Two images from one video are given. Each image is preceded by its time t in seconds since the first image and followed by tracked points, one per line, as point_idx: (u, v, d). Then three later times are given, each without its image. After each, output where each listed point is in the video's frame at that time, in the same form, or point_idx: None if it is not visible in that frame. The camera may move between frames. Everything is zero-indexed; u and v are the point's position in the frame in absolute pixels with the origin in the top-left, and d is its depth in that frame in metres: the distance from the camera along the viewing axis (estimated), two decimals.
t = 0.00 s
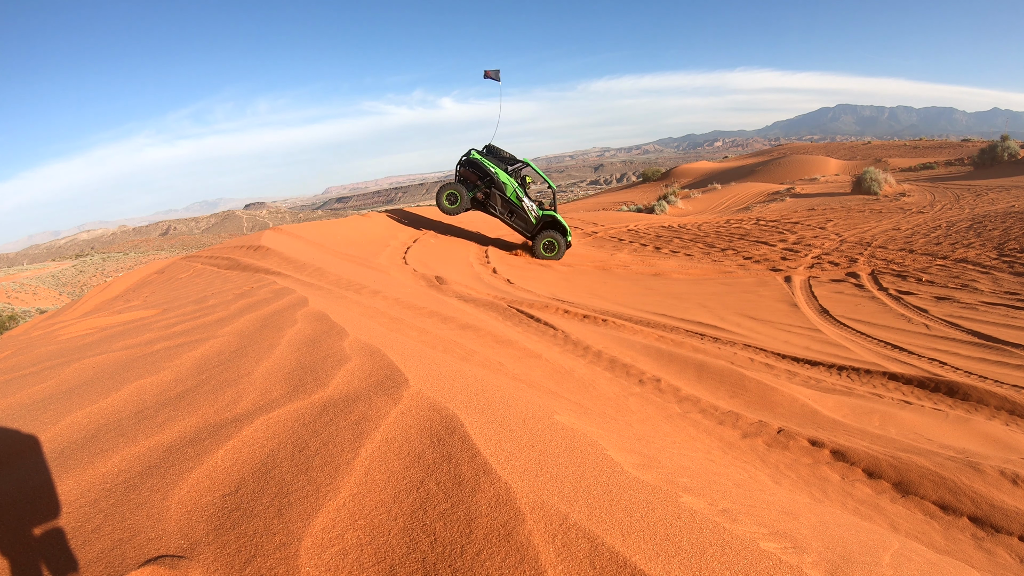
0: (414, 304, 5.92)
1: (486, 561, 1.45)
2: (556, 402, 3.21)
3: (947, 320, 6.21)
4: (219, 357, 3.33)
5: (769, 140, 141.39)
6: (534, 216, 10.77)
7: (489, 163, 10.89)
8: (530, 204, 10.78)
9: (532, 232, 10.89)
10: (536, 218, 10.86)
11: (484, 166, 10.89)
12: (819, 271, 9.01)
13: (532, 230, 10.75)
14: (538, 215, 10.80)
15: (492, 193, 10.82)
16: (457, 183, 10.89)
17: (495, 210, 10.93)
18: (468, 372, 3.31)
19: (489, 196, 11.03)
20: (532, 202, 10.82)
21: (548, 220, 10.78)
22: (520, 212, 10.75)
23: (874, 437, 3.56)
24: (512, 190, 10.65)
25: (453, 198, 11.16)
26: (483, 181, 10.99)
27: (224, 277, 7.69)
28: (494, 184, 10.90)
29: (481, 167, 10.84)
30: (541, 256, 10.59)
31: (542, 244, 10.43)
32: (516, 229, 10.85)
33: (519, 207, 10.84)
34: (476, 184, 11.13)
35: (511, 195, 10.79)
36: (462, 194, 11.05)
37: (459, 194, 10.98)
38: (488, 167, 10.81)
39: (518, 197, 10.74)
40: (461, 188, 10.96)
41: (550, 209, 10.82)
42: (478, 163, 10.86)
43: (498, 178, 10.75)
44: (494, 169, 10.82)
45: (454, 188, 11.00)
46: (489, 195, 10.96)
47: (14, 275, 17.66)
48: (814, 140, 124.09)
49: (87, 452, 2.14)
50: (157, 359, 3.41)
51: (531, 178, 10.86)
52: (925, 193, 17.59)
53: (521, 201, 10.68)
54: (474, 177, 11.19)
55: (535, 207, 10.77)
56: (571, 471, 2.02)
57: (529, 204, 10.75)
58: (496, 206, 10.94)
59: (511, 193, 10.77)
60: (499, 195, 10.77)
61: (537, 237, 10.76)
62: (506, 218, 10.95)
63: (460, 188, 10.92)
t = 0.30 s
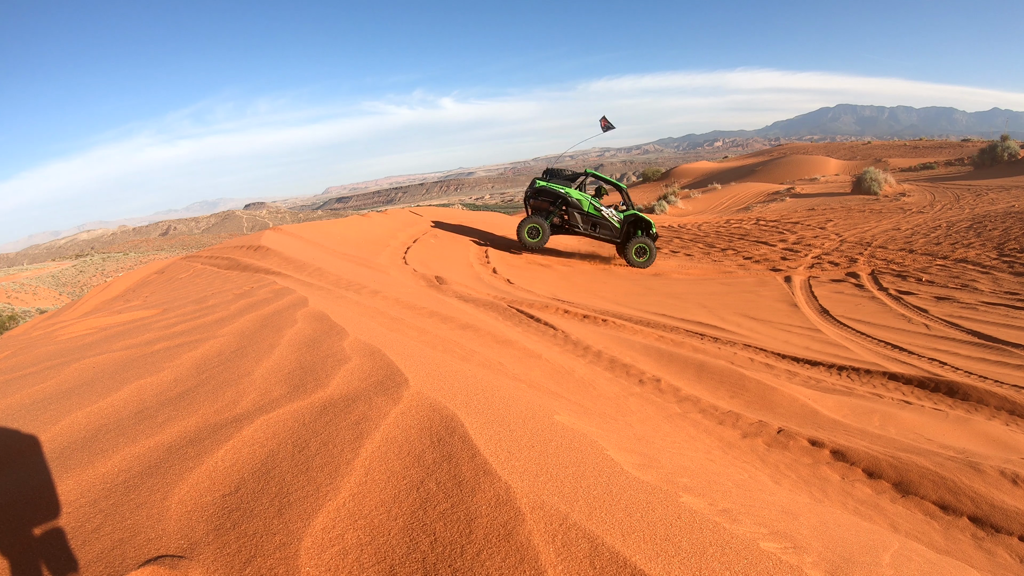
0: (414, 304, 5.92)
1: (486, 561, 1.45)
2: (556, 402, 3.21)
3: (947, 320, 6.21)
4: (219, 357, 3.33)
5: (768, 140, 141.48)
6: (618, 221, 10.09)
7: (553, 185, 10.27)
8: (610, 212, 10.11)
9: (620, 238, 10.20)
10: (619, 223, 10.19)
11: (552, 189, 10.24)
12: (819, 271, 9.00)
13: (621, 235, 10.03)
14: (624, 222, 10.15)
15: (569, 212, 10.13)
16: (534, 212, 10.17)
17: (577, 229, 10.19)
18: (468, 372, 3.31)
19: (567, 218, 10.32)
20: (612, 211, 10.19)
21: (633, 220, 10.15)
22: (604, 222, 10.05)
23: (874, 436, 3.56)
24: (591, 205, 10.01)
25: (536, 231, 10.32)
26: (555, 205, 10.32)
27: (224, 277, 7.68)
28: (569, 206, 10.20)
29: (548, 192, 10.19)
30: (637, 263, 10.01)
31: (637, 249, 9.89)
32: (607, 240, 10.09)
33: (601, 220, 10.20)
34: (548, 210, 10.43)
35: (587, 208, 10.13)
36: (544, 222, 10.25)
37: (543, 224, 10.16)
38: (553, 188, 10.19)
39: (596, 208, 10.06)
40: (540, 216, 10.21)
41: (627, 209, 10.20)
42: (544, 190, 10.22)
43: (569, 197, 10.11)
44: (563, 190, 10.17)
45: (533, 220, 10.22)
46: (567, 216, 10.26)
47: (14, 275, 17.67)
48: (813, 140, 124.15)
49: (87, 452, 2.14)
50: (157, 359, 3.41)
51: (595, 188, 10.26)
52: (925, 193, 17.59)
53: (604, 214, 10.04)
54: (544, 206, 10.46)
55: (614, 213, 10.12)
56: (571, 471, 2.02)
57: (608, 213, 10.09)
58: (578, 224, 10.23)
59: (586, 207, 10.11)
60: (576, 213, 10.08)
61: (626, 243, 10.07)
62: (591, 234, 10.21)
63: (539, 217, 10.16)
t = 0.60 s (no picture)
0: (414, 304, 5.92)
1: (486, 561, 1.45)
2: (556, 401, 3.21)
3: (947, 320, 6.21)
4: (219, 357, 3.33)
5: (768, 140, 141.45)
6: (700, 235, 9.69)
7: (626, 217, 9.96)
8: (690, 229, 9.74)
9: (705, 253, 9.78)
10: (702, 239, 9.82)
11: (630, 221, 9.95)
12: (819, 271, 9.01)
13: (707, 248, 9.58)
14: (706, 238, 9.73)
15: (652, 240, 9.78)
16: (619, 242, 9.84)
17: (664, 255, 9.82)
18: (468, 372, 3.31)
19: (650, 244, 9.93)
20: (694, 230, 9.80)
21: (714, 229, 9.70)
22: (690, 240, 9.65)
23: (874, 436, 3.56)
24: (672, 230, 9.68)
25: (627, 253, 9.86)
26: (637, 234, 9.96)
27: (224, 277, 7.69)
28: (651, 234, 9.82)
29: (625, 226, 9.89)
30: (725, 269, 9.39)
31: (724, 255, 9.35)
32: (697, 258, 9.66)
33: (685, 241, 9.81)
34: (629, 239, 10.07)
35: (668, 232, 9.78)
36: (632, 246, 9.84)
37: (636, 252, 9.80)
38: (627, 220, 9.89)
39: (677, 229, 9.70)
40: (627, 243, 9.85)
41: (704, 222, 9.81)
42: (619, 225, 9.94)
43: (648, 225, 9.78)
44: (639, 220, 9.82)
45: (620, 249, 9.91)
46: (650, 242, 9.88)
47: (14, 275, 17.67)
48: (813, 140, 124.17)
49: (87, 451, 2.15)
50: (158, 359, 3.41)
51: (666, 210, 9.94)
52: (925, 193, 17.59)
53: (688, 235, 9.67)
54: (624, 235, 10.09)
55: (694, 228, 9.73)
56: (571, 471, 2.02)
57: (689, 231, 9.70)
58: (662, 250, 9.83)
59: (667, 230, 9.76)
60: (659, 238, 9.72)
61: (712, 253, 9.60)
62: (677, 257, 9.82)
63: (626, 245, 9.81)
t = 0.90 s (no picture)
0: (414, 304, 5.92)
1: (486, 561, 1.45)
2: (556, 401, 3.21)
3: (947, 320, 6.21)
4: (219, 357, 3.33)
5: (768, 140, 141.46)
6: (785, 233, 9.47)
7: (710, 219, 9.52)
8: (775, 228, 9.50)
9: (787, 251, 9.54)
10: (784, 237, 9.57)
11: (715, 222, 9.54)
12: (819, 271, 9.00)
13: (791, 245, 9.33)
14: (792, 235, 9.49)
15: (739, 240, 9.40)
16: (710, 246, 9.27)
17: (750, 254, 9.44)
18: (467, 372, 3.31)
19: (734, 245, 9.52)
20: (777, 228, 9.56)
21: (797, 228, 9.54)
22: (775, 239, 9.39)
23: (874, 437, 3.56)
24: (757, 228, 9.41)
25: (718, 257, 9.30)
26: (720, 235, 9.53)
27: (224, 277, 7.69)
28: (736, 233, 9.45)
29: (711, 227, 9.43)
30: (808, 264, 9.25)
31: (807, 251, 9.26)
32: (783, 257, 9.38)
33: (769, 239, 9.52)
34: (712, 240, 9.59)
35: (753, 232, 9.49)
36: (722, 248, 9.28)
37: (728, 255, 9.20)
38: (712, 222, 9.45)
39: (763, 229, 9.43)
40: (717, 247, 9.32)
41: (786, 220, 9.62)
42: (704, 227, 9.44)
43: (735, 227, 9.41)
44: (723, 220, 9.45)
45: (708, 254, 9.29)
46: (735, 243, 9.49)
47: (14, 275, 17.66)
48: (813, 139, 124.18)
49: (87, 452, 2.15)
50: (157, 359, 3.41)
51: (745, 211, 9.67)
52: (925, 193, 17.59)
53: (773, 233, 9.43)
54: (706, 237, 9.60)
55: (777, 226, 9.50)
56: (571, 471, 2.03)
57: (773, 230, 9.47)
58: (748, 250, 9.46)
59: (752, 230, 9.45)
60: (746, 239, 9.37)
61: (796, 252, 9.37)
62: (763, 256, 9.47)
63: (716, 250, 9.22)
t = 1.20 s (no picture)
0: (414, 304, 5.92)
1: (486, 560, 1.45)
2: (556, 401, 3.21)
3: (947, 320, 6.21)
4: (219, 357, 3.33)
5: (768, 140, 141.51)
6: (858, 224, 9.56)
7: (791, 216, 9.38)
8: (849, 220, 9.55)
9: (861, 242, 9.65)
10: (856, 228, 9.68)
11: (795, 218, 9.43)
12: (819, 271, 9.00)
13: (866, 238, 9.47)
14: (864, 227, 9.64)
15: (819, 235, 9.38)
16: (796, 242, 9.16)
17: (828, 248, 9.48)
18: (467, 372, 3.32)
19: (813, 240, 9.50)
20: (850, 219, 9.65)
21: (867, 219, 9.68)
22: (852, 232, 9.47)
23: (874, 437, 3.56)
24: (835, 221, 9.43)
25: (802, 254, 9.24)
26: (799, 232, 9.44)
27: (224, 277, 7.69)
28: (815, 229, 9.41)
29: (794, 225, 9.28)
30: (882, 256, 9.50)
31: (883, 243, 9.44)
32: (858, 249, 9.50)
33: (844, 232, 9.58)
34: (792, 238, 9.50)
35: (830, 225, 9.49)
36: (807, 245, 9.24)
37: (811, 251, 9.17)
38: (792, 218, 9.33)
39: (840, 222, 9.45)
40: (801, 243, 9.25)
41: (856, 210, 9.68)
42: (788, 224, 9.27)
43: (815, 221, 9.37)
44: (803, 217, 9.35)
45: (794, 251, 9.17)
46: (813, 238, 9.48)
47: (14, 275, 17.67)
48: (813, 140, 124.25)
49: (87, 452, 2.15)
50: (157, 359, 3.41)
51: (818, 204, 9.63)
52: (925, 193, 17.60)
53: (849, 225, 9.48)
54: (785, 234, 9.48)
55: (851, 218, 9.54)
56: (571, 470, 2.03)
57: (849, 223, 9.52)
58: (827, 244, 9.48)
59: (829, 223, 9.45)
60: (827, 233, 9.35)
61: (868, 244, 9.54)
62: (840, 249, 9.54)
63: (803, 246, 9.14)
